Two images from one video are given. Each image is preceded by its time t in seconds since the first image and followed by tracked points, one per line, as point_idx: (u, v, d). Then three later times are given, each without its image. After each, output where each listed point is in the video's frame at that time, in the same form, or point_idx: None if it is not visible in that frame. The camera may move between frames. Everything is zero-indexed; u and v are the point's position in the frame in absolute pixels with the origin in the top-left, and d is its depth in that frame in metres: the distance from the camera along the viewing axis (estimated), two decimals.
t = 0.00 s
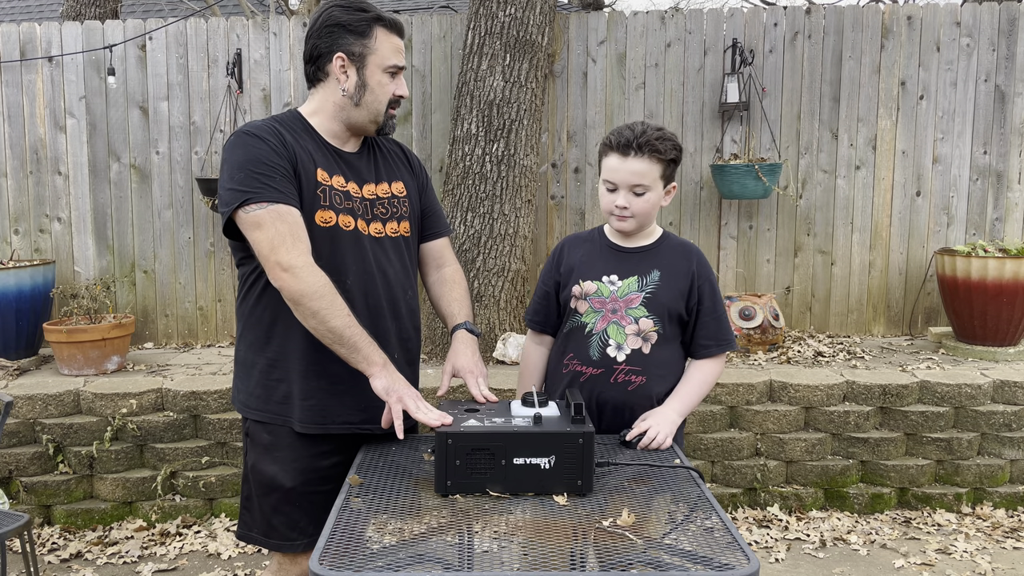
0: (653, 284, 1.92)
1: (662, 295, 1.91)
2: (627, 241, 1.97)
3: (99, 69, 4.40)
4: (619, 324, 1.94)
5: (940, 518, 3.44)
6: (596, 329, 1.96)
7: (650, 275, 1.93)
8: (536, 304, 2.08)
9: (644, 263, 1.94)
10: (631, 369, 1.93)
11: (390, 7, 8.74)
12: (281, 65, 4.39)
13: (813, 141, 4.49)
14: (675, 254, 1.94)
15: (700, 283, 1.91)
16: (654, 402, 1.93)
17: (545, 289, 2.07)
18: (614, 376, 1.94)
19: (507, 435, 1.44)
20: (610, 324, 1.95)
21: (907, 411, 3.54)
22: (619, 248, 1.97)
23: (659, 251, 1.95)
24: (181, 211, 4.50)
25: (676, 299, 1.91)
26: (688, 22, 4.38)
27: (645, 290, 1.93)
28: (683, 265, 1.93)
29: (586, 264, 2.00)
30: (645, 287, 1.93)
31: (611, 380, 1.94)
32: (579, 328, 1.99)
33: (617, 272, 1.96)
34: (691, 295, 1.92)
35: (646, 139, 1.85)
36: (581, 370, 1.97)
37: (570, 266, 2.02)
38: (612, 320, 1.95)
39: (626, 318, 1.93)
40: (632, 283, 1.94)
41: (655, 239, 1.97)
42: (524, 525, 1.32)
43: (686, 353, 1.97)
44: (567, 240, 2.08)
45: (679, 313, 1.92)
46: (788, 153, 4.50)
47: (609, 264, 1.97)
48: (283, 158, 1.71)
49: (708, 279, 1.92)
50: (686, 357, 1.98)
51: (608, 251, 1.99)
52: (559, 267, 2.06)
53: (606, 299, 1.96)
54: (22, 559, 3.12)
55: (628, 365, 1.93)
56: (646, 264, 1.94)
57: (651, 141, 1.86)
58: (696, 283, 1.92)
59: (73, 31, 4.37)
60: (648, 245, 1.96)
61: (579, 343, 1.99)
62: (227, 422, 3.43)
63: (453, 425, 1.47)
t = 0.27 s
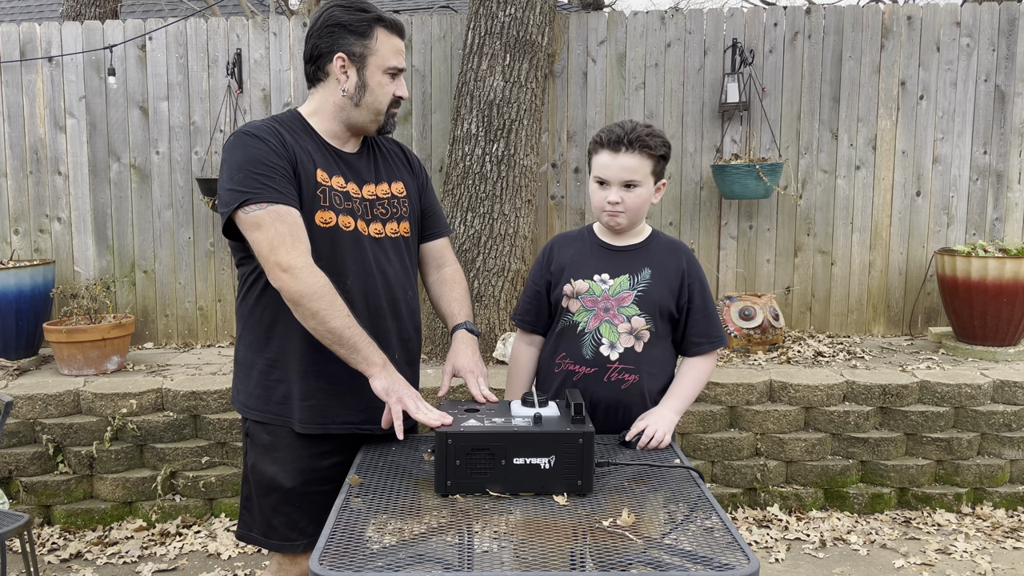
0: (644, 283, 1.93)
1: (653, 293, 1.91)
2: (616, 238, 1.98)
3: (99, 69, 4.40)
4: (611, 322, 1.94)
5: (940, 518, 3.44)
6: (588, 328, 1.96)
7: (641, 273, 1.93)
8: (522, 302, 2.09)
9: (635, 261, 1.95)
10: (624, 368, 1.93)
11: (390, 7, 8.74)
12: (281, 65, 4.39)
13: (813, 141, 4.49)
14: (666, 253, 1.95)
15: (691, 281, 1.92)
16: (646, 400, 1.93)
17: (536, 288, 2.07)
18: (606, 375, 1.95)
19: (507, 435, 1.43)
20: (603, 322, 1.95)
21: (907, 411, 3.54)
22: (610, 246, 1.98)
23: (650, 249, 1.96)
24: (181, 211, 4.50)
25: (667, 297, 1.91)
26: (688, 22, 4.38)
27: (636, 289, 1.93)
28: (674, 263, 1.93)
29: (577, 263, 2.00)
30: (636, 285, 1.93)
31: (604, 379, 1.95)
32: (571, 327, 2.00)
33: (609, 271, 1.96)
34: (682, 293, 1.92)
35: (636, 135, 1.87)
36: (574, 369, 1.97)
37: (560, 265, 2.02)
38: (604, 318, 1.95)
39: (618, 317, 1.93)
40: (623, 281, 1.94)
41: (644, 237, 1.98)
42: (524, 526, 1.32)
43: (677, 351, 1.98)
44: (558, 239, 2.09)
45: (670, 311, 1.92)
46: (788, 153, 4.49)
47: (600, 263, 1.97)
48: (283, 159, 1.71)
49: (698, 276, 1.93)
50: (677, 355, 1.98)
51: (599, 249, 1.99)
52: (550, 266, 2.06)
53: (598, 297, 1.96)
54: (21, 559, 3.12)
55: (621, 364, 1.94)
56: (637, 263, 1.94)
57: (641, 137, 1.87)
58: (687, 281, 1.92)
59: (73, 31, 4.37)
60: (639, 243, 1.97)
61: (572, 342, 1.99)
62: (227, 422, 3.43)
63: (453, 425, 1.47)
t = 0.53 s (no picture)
0: (635, 282, 1.92)
1: (643, 293, 1.91)
2: (609, 237, 1.98)
3: (99, 69, 4.40)
4: (601, 321, 1.94)
5: (940, 518, 3.44)
6: (578, 327, 1.97)
7: (633, 273, 1.93)
8: (519, 299, 2.11)
9: (627, 261, 1.94)
10: (614, 368, 1.94)
11: (390, 7, 8.73)
12: (281, 65, 4.39)
13: (813, 141, 4.49)
14: (661, 252, 1.93)
15: (685, 282, 1.90)
16: (636, 400, 1.94)
17: (532, 283, 2.09)
18: (596, 375, 1.95)
19: (507, 436, 1.43)
20: (593, 321, 1.95)
21: (907, 411, 3.54)
22: (606, 245, 1.98)
23: (645, 249, 1.95)
24: (181, 211, 4.50)
25: (658, 297, 1.90)
26: (688, 22, 4.38)
27: (627, 288, 1.92)
28: (667, 263, 1.91)
29: (571, 262, 2.01)
30: (627, 285, 1.93)
31: (594, 378, 1.95)
32: (562, 325, 2.01)
33: (601, 270, 1.96)
34: (675, 293, 1.90)
35: (625, 130, 1.89)
36: (565, 368, 1.98)
37: (555, 264, 2.03)
38: (594, 317, 1.95)
39: (608, 316, 1.94)
40: (614, 280, 1.94)
41: (638, 236, 1.97)
42: (524, 526, 1.32)
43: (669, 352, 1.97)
44: (553, 237, 2.10)
45: (662, 311, 1.91)
46: (788, 153, 4.49)
47: (595, 262, 1.97)
48: (282, 160, 1.71)
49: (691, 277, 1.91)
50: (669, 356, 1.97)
51: (594, 248, 1.99)
52: (544, 264, 2.08)
53: (588, 296, 1.96)
54: (22, 559, 3.12)
55: (611, 364, 1.94)
56: (629, 262, 1.94)
57: (630, 132, 1.89)
58: (680, 281, 1.90)
59: (73, 31, 4.37)
60: (634, 241, 1.96)
61: (563, 340, 2.00)
62: (227, 422, 3.43)
63: (453, 426, 1.47)
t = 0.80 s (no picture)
0: (632, 283, 1.92)
1: (640, 294, 1.90)
2: (609, 237, 1.98)
3: (99, 69, 4.40)
4: (597, 322, 1.95)
5: (940, 518, 3.44)
6: (574, 327, 1.97)
7: (630, 274, 1.93)
8: (523, 298, 2.11)
9: (626, 261, 1.94)
10: (609, 368, 1.94)
11: (390, 7, 8.73)
12: (281, 65, 4.39)
13: (813, 141, 4.49)
14: (660, 253, 1.93)
15: (683, 283, 1.89)
16: (632, 401, 1.93)
17: (532, 283, 2.10)
18: (592, 375, 1.95)
19: (507, 435, 1.43)
20: (588, 322, 1.95)
21: (907, 411, 3.54)
22: (606, 245, 1.98)
23: (644, 249, 1.94)
24: (181, 211, 4.50)
25: (655, 298, 1.90)
26: (688, 22, 4.38)
27: (624, 289, 1.92)
28: (666, 263, 1.91)
29: (569, 262, 2.01)
30: (624, 286, 1.92)
31: (589, 379, 1.95)
32: (559, 325, 2.01)
33: (598, 270, 1.96)
34: (672, 295, 1.90)
35: (626, 129, 1.89)
36: (561, 367, 1.99)
37: (554, 265, 2.04)
38: (590, 318, 1.95)
39: (604, 317, 1.94)
40: (611, 281, 1.94)
41: (639, 237, 1.97)
42: (524, 526, 1.32)
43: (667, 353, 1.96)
44: (554, 237, 2.10)
45: (659, 313, 1.91)
46: (788, 153, 4.49)
47: (593, 262, 1.97)
48: (282, 161, 1.71)
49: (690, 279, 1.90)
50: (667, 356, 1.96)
51: (593, 248, 1.99)
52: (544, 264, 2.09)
53: (584, 296, 1.97)
54: (21, 559, 3.12)
55: (606, 365, 1.94)
56: (627, 263, 1.93)
57: (631, 131, 1.89)
58: (678, 283, 1.90)
59: (73, 31, 4.37)
60: (634, 242, 1.96)
61: (560, 340, 2.01)
62: (227, 422, 3.43)
63: (453, 425, 1.47)
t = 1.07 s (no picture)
0: (631, 284, 1.92)
1: (638, 294, 1.90)
2: (610, 236, 1.98)
3: (99, 69, 4.40)
4: (595, 321, 1.95)
5: (940, 518, 3.44)
6: (572, 326, 1.97)
7: (629, 274, 1.93)
8: (524, 297, 2.12)
9: (625, 261, 1.94)
10: (606, 368, 1.94)
11: (390, 7, 8.73)
12: (281, 65, 4.39)
13: (813, 141, 4.49)
14: (659, 253, 1.92)
15: (682, 284, 1.89)
16: (628, 401, 1.93)
17: (532, 282, 2.11)
18: (588, 375, 1.95)
19: (507, 435, 1.43)
20: (586, 321, 1.95)
21: (907, 411, 3.54)
22: (606, 245, 1.97)
23: (643, 250, 1.94)
24: (181, 211, 4.50)
25: (653, 299, 1.89)
26: (688, 22, 4.38)
27: (622, 289, 1.92)
28: (665, 264, 1.91)
29: (569, 262, 2.01)
30: (622, 286, 1.92)
31: (587, 378, 1.95)
32: (557, 324, 2.01)
33: (597, 270, 1.96)
34: (671, 296, 1.89)
35: (632, 130, 1.88)
36: (559, 366, 1.99)
37: (553, 265, 2.04)
38: (588, 317, 1.95)
39: (602, 316, 1.94)
40: (610, 281, 1.94)
41: (642, 237, 1.96)
42: (523, 526, 1.32)
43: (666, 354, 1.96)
44: (554, 237, 2.10)
45: (657, 313, 1.90)
46: (788, 153, 4.49)
47: (592, 262, 1.97)
48: (282, 161, 1.71)
49: (689, 280, 1.90)
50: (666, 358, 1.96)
51: (592, 248, 1.99)
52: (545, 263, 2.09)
53: (583, 296, 1.97)
54: (21, 559, 3.12)
55: (603, 365, 1.94)
56: (626, 263, 1.93)
57: (636, 132, 1.88)
58: (677, 284, 1.89)
59: (73, 31, 4.37)
60: (634, 242, 1.96)
61: (558, 339, 2.01)
62: (227, 422, 3.43)
63: (453, 425, 1.47)
